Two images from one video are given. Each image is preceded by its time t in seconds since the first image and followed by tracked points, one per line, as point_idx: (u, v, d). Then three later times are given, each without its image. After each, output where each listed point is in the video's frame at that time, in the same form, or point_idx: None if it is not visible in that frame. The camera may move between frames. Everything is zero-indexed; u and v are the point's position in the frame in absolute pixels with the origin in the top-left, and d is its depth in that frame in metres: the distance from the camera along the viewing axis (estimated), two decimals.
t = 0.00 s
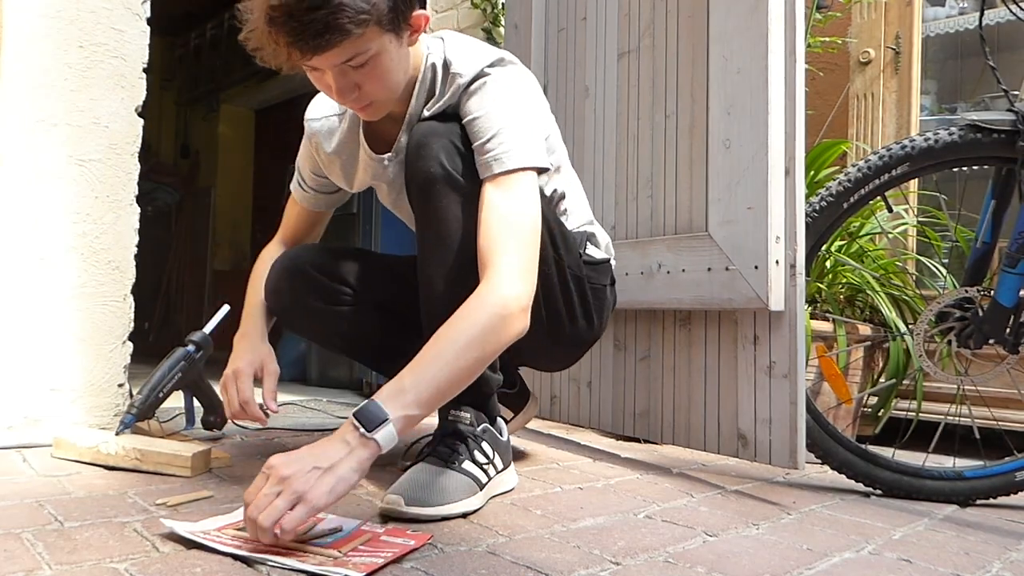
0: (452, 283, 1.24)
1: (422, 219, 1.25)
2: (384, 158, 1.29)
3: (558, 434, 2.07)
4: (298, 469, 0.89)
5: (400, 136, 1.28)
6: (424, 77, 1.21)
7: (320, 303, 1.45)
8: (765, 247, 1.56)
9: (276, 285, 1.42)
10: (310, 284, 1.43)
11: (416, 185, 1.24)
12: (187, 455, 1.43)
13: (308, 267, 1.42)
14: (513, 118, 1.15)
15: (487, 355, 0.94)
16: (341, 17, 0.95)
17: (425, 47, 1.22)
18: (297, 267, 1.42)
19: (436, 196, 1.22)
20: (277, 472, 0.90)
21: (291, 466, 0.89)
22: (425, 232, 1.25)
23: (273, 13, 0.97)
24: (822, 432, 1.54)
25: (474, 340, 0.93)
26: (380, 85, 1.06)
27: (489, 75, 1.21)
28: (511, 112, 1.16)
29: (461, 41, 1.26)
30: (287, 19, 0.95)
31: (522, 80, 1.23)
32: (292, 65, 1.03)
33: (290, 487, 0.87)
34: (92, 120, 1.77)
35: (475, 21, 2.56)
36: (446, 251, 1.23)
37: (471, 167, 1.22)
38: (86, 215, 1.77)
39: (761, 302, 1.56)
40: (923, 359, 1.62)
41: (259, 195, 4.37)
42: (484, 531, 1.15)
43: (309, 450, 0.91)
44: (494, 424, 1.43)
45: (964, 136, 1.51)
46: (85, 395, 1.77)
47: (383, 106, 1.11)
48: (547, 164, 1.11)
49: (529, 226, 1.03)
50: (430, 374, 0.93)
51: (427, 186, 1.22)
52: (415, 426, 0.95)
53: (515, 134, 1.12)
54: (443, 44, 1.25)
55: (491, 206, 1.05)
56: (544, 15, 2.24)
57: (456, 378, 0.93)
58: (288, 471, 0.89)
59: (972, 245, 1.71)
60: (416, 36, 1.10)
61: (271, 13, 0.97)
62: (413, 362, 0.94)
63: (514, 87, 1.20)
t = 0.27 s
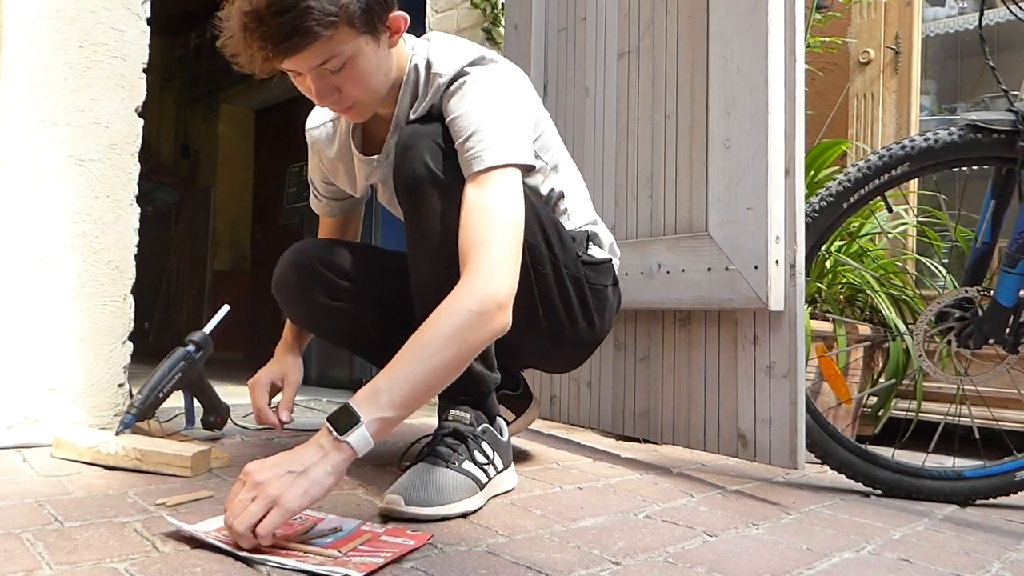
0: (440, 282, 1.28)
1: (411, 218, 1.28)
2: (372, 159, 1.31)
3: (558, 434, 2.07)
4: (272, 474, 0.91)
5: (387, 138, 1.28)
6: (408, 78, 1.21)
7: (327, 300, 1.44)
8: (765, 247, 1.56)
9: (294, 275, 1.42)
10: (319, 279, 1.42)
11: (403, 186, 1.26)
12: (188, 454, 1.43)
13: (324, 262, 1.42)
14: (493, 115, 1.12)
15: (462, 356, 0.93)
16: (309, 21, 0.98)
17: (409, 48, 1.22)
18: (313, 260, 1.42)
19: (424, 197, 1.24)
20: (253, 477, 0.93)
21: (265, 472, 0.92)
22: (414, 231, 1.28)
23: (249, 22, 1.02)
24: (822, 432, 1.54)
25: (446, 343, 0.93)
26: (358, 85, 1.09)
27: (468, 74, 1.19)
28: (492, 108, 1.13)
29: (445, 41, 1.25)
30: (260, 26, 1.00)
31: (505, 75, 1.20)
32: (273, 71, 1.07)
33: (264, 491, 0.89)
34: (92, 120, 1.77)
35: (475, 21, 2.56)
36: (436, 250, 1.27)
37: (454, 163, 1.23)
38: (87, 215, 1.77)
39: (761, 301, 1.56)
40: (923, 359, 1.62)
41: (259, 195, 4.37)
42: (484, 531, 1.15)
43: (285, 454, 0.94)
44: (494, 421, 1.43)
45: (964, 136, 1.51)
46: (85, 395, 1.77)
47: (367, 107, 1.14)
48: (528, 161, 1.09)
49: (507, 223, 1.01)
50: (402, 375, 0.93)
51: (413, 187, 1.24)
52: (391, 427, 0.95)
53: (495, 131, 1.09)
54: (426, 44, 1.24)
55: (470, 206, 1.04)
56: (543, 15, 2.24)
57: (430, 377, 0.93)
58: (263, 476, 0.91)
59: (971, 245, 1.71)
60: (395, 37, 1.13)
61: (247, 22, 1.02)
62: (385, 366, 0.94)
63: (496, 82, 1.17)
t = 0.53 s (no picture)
0: (433, 279, 1.29)
1: (406, 218, 1.28)
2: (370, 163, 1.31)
3: (558, 434, 2.07)
4: (270, 474, 0.92)
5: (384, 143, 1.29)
6: (399, 81, 1.21)
7: (338, 292, 1.44)
8: (765, 247, 1.56)
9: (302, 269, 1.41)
10: (328, 273, 1.42)
11: (397, 186, 1.26)
12: (188, 455, 1.43)
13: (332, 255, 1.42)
14: (484, 113, 1.12)
15: (456, 352, 0.93)
16: (293, 28, 0.99)
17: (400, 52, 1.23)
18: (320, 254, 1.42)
19: (420, 197, 1.25)
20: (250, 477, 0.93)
21: (262, 473, 0.92)
22: (409, 232, 1.29)
23: (236, 32, 1.03)
24: (822, 432, 1.54)
25: (440, 340, 0.93)
26: (348, 90, 1.09)
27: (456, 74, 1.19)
28: (481, 105, 1.12)
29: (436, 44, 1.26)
30: (247, 35, 1.01)
31: (495, 73, 1.20)
32: (263, 79, 1.08)
33: (262, 492, 0.90)
34: (92, 120, 1.78)
35: (475, 21, 2.56)
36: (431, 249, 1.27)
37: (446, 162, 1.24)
38: (87, 215, 1.77)
39: (761, 301, 1.56)
40: (923, 359, 1.62)
41: (259, 195, 4.37)
42: (484, 531, 1.15)
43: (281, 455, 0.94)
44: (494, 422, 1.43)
45: (964, 136, 1.51)
46: (85, 395, 1.77)
47: (359, 112, 1.14)
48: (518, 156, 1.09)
49: (499, 217, 1.00)
50: (397, 374, 0.93)
51: (407, 188, 1.25)
52: (389, 426, 0.95)
53: (485, 127, 1.09)
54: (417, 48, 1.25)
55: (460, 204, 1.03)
56: (544, 15, 2.24)
57: (425, 374, 0.93)
58: (260, 477, 0.92)
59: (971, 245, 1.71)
60: (384, 42, 1.14)
61: (234, 33, 1.03)
62: (380, 366, 0.94)
63: (485, 80, 1.17)
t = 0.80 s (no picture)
0: (433, 274, 1.28)
1: (407, 218, 1.28)
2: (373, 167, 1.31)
3: (558, 433, 2.07)
4: (270, 469, 0.92)
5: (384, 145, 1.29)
6: (395, 83, 1.22)
7: (353, 286, 1.44)
8: (765, 247, 1.56)
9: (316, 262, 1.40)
10: (343, 266, 1.42)
11: (398, 185, 1.26)
12: (188, 454, 1.43)
13: (349, 249, 1.42)
14: (478, 107, 1.12)
15: (455, 344, 0.93)
16: (281, 28, 0.99)
17: (394, 53, 1.24)
18: (336, 247, 1.41)
19: (420, 195, 1.24)
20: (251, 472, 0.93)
21: (262, 468, 0.92)
22: (410, 231, 1.28)
23: (228, 37, 1.04)
24: (823, 432, 1.54)
25: (437, 332, 0.93)
26: (340, 92, 1.09)
27: (450, 71, 1.19)
28: (477, 100, 1.13)
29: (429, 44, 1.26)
30: (237, 38, 1.02)
31: (490, 69, 1.20)
32: (256, 83, 1.09)
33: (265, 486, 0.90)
34: (92, 120, 1.77)
35: (475, 21, 2.56)
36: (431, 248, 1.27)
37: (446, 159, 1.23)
38: (87, 216, 1.77)
39: (762, 301, 1.56)
40: (923, 358, 1.62)
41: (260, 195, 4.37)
42: (484, 531, 1.15)
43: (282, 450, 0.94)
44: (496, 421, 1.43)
45: (964, 136, 1.51)
46: (85, 395, 1.77)
47: (354, 113, 1.14)
48: (513, 148, 1.09)
49: (497, 209, 1.00)
50: (397, 366, 0.93)
51: (407, 187, 1.25)
52: (389, 419, 0.95)
53: (480, 122, 1.09)
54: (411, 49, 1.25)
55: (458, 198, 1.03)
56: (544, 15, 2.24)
57: (426, 366, 0.93)
58: (260, 472, 0.92)
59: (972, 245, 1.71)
60: (376, 44, 1.14)
61: (226, 37, 1.05)
62: (380, 358, 0.95)
63: (479, 75, 1.17)
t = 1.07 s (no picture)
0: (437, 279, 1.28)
1: (415, 218, 1.27)
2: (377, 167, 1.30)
3: (558, 434, 2.07)
4: (282, 445, 0.91)
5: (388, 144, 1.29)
6: (398, 81, 1.23)
7: (354, 288, 1.43)
8: (765, 247, 1.56)
9: (319, 264, 1.40)
10: (345, 268, 1.41)
11: (406, 184, 1.26)
12: (188, 454, 1.43)
13: (350, 251, 1.42)
14: (485, 103, 1.12)
15: (474, 335, 0.93)
16: (281, 25, 1.00)
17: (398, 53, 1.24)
18: (340, 249, 1.41)
19: (427, 195, 1.24)
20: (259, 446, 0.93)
21: (271, 443, 0.92)
22: (418, 230, 1.28)
23: (228, 37, 1.05)
24: (823, 432, 1.54)
25: (454, 318, 0.92)
26: (342, 89, 1.09)
27: (455, 69, 1.20)
28: (484, 97, 1.13)
29: (433, 42, 1.27)
30: (238, 36, 1.03)
31: (497, 67, 1.21)
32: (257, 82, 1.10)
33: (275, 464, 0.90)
34: (92, 120, 1.77)
35: (475, 21, 2.56)
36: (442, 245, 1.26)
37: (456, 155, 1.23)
38: (87, 216, 1.77)
39: (762, 301, 1.56)
40: (923, 358, 1.62)
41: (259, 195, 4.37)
42: (484, 531, 1.15)
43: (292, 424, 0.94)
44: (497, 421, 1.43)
45: (964, 136, 1.51)
46: (85, 395, 1.77)
47: (357, 111, 1.14)
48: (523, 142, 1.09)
49: (513, 206, 1.01)
50: (417, 350, 0.92)
51: (416, 185, 1.24)
52: (400, 402, 0.94)
53: (487, 118, 1.09)
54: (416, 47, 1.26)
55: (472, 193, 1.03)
56: (544, 15, 2.24)
57: (443, 353, 0.92)
58: (272, 447, 0.91)
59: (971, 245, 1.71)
60: (377, 42, 1.14)
61: (227, 37, 1.05)
62: (399, 339, 0.93)
63: (485, 72, 1.18)
